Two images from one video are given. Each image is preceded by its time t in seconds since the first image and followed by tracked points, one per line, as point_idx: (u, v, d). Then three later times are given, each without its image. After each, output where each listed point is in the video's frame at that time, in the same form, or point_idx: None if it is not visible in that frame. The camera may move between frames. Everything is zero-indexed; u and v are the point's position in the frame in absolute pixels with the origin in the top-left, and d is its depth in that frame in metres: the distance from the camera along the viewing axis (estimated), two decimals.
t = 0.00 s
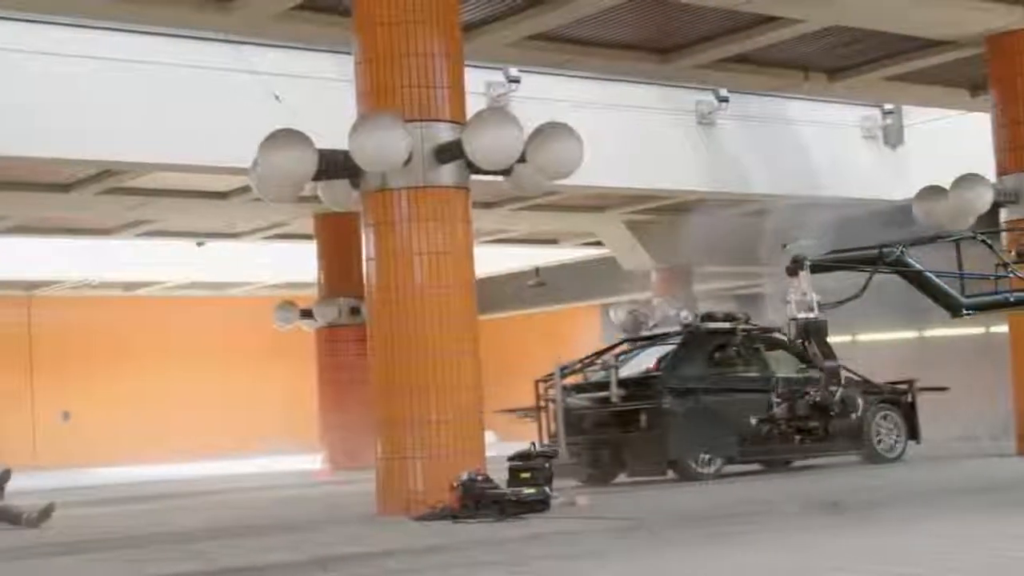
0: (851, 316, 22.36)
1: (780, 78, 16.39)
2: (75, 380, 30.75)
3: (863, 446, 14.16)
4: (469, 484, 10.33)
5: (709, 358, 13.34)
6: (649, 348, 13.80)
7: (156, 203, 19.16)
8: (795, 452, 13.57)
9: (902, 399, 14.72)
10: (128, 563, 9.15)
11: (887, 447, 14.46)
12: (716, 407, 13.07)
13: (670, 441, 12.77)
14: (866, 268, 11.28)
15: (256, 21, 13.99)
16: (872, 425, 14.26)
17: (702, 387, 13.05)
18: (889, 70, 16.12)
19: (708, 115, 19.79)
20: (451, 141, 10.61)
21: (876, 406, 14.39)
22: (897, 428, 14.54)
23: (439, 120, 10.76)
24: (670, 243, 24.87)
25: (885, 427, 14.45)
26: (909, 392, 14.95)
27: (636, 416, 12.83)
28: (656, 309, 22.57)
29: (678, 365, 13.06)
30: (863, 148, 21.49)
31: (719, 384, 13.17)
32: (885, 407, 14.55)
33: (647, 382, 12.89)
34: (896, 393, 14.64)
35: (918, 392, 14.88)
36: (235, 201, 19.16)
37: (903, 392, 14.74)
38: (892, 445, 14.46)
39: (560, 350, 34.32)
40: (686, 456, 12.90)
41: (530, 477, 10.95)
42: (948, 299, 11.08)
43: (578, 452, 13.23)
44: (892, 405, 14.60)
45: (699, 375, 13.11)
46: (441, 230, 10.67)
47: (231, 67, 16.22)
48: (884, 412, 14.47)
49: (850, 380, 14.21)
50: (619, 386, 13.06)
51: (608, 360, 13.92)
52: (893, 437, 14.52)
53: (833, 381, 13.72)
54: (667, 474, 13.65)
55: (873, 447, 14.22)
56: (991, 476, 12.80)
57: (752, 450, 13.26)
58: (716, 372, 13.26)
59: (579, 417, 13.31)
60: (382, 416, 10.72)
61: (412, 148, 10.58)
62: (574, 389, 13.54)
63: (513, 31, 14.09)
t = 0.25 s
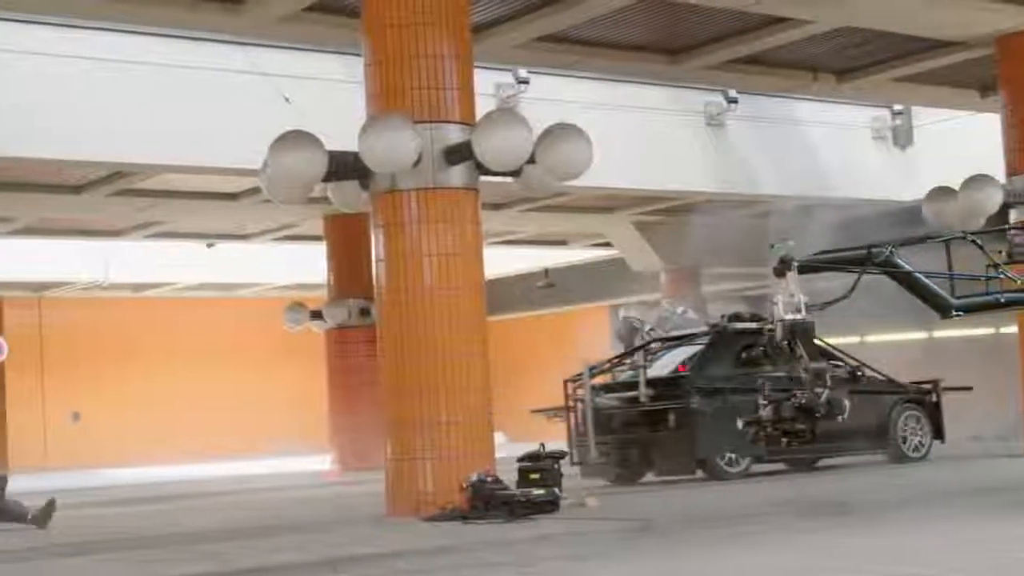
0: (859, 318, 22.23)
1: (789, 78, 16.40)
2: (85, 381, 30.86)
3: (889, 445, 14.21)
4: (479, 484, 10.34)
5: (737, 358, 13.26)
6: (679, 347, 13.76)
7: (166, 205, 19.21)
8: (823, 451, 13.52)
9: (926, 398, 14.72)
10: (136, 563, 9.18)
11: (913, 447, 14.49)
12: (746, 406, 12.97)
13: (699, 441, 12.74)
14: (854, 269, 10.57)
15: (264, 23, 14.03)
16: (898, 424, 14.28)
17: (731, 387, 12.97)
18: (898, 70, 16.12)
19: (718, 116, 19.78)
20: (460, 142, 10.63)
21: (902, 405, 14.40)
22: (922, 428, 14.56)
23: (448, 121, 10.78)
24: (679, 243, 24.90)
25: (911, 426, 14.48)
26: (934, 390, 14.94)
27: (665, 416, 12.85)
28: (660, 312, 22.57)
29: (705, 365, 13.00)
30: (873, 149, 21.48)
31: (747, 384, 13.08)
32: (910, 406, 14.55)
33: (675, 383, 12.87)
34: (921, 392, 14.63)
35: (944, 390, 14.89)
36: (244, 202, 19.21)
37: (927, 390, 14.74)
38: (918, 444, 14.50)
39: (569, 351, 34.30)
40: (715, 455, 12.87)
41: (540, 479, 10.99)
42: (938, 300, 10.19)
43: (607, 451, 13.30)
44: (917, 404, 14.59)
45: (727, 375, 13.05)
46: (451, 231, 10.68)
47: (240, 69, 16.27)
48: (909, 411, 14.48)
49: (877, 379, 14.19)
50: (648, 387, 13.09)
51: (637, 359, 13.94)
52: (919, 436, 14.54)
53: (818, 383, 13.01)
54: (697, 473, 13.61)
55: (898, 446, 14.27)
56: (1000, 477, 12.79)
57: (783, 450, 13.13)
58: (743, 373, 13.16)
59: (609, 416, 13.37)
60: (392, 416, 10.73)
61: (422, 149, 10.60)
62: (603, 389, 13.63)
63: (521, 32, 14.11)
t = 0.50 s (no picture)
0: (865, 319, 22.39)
1: (795, 82, 16.54)
2: (97, 380, 31.08)
3: (909, 444, 14.21)
4: (487, 483, 10.50)
5: (759, 358, 13.19)
6: (703, 347, 13.70)
7: (174, 207, 19.37)
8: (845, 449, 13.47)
9: (946, 398, 14.71)
10: (151, 562, 9.34)
11: (932, 446, 14.52)
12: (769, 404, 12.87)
13: (723, 440, 12.62)
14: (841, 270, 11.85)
15: (275, 28, 14.21)
16: (917, 424, 14.29)
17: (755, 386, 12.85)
18: (903, 74, 16.26)
19: (724, 118, 19.98)
20: (468, 146, 10.79)
21: (921, 405, 14.39)
22: (940, 427, 14.59)
23: (456, 125, 10.93)
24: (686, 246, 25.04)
25: (929, 426, 14.49)
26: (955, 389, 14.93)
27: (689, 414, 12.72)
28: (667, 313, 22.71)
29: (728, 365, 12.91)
30: (878, 151, 21.63)
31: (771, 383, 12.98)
32: (929, 406, 14.56)
33: (699, 381, 12.76)
34: (940, 391, 14.62)
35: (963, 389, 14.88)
36: (255, 205, 19.39)
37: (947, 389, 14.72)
38: (937, 443, 14.52)
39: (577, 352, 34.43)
40: (738, 454, 12.76)
41: (547, 478, 11.14)
42: (923, 301, 11.79)
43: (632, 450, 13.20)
44: (936, 403, 14.59)
45: (749, 374, 12.95)
46: (460, 233, 10.85)
47: (251, 72, 16.46)
48: (928, 411, 14.49)
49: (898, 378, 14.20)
50: (671, 386, 12.98)
51: (660, 360, 13.85)
52: (938, 436, 14.56)
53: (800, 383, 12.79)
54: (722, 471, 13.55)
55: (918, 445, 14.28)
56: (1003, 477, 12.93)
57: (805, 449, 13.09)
58: (766, 371, 13.09)
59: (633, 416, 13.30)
60: (402, 414, 10.91)
61: (431, 152, 10.76)
62: (628, 389, 13.57)
63: (529, 36, 14.27)
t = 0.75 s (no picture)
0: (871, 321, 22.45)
1: (801, 84, 16.59)
2: (104, 380, 31.13)
3: (929, 443, 14.43)
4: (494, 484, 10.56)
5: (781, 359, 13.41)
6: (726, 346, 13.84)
7: (182, 208, 19.44)
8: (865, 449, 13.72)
9: (964, 400, 14.95)
10: (160, 562, 9.39)
11: (953, 447, 14.71)
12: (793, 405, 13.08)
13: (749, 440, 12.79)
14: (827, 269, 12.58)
15: (283, 31, 14.25)
16: (937, 423, 14.51)
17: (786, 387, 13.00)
18: (909, 76, 16.30)
19: (730, 121, 20.03)
20: (476, 148, 10.85)
21: (940, 405, 14.63)
22: (959, 429, 14.79)
23: (463, 127, 10.98)
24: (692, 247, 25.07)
25: (949, 427, 14.70)
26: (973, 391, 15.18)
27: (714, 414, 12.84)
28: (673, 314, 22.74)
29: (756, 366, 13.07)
30: (884, 153, 21.67)
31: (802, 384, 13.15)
32: (948, 407, 14.79)
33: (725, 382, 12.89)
34: (958, 393, 14.87)
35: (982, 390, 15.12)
36: (263, 206, 19.45)
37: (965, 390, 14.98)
38: (957, 444, 14.71)
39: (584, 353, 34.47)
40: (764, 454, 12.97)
41: (554, 479, 11.18)
42: (910, 304, 12.57)
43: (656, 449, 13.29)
44: (954, 405, 14.82)
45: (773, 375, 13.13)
46: (467, 235, 10.90)
47: (260, 75, 16.55)
48: (947, 411, 14.72)
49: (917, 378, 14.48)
50: (696, 386, 13.09)
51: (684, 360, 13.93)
52: (957, 437, 14.76)
53: (783, 386, 12.69)
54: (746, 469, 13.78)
55: (939, 445, 14.49)
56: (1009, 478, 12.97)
57: (828, 448, 13.36)
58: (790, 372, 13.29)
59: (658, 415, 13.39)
60: (408, 415, 10.96)
61: (438, 154, 10.82)
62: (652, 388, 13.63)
63: (537, 39, 14.32)
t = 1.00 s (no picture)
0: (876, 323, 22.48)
1: (807, 87, 16.60)
2: (110, 381, 31.17)
3: (949, 445, 14.47)
4: (499, 485, 10.56)
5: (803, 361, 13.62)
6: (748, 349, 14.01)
7: (190, 210, 19.46)
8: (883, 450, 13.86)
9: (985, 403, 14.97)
10: (170, 562, 9.42)
11: (974, 448, 14.71)
12: (812, 405, 13.30)
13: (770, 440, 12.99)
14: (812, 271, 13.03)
15: (291, 32, 14.28)
16: (958, 425, 14.54)
17: (800, 388, 13.26)
18: (915, 78, 16.30)
19: (735, 123, 20.06)
20: (483, 149, 10.86)
21: (960, 407, 14.66)
22: (981, 430, 14.77)
23: (469, 129, 11.00)
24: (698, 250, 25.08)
25: (971, 429, 14.70)
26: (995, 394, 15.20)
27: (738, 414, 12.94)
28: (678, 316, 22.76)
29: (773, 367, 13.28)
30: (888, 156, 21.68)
31: (814, 386, 13.41)
32: (969, 409, 14.81)
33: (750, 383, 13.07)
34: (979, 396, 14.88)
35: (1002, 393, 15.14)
36: (270, 208, 19.49)
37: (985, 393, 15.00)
38: (977, 445, 14.71)
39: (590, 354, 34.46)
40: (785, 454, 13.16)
41: (559, 481, 11.19)
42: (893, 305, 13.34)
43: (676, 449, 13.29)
44: (976, 407, 14.83)
45: (794, 376, 13.35)
46: (472, 237, 10.91)
47: (267, 77, 16.58)
48: (968, 414, 14.73)
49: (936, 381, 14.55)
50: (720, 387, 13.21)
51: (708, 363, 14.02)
52: (978, 439, 14.75)
53: (765, 389, 12.86)
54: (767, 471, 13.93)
55: (960, 447, 14.51)
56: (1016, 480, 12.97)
57: (846, 449, 13.54)
58: (809, 374, 13.52)
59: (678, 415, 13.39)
60: (414, 417, 10.96)
61: (445, 156, 10.83)
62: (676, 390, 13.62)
63: (543, 41, 14.34)
